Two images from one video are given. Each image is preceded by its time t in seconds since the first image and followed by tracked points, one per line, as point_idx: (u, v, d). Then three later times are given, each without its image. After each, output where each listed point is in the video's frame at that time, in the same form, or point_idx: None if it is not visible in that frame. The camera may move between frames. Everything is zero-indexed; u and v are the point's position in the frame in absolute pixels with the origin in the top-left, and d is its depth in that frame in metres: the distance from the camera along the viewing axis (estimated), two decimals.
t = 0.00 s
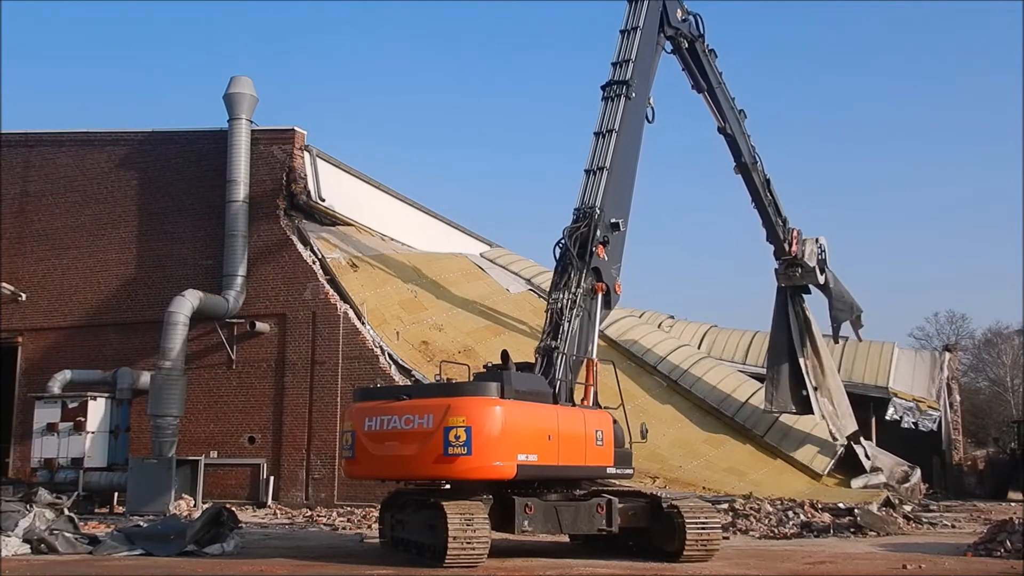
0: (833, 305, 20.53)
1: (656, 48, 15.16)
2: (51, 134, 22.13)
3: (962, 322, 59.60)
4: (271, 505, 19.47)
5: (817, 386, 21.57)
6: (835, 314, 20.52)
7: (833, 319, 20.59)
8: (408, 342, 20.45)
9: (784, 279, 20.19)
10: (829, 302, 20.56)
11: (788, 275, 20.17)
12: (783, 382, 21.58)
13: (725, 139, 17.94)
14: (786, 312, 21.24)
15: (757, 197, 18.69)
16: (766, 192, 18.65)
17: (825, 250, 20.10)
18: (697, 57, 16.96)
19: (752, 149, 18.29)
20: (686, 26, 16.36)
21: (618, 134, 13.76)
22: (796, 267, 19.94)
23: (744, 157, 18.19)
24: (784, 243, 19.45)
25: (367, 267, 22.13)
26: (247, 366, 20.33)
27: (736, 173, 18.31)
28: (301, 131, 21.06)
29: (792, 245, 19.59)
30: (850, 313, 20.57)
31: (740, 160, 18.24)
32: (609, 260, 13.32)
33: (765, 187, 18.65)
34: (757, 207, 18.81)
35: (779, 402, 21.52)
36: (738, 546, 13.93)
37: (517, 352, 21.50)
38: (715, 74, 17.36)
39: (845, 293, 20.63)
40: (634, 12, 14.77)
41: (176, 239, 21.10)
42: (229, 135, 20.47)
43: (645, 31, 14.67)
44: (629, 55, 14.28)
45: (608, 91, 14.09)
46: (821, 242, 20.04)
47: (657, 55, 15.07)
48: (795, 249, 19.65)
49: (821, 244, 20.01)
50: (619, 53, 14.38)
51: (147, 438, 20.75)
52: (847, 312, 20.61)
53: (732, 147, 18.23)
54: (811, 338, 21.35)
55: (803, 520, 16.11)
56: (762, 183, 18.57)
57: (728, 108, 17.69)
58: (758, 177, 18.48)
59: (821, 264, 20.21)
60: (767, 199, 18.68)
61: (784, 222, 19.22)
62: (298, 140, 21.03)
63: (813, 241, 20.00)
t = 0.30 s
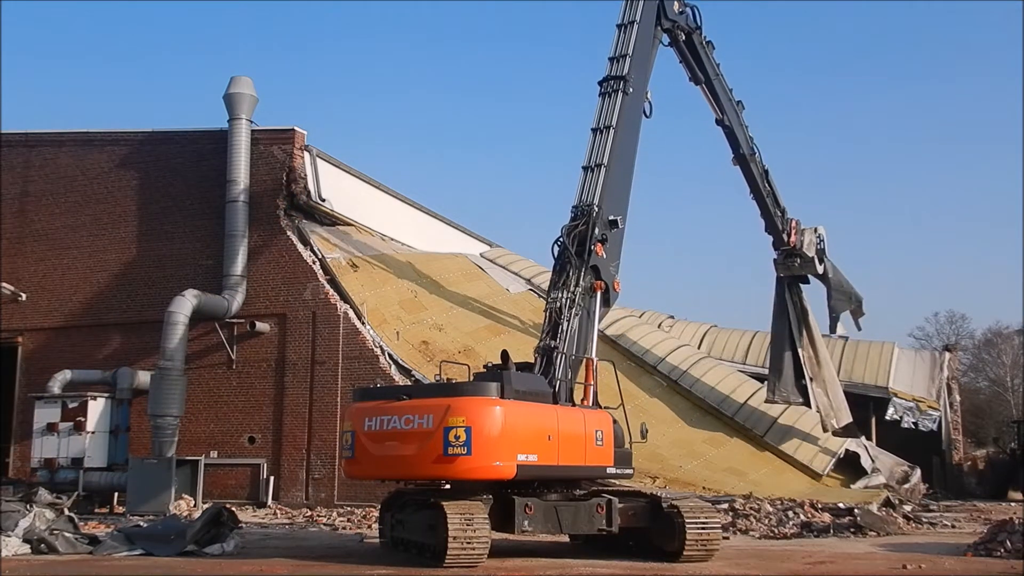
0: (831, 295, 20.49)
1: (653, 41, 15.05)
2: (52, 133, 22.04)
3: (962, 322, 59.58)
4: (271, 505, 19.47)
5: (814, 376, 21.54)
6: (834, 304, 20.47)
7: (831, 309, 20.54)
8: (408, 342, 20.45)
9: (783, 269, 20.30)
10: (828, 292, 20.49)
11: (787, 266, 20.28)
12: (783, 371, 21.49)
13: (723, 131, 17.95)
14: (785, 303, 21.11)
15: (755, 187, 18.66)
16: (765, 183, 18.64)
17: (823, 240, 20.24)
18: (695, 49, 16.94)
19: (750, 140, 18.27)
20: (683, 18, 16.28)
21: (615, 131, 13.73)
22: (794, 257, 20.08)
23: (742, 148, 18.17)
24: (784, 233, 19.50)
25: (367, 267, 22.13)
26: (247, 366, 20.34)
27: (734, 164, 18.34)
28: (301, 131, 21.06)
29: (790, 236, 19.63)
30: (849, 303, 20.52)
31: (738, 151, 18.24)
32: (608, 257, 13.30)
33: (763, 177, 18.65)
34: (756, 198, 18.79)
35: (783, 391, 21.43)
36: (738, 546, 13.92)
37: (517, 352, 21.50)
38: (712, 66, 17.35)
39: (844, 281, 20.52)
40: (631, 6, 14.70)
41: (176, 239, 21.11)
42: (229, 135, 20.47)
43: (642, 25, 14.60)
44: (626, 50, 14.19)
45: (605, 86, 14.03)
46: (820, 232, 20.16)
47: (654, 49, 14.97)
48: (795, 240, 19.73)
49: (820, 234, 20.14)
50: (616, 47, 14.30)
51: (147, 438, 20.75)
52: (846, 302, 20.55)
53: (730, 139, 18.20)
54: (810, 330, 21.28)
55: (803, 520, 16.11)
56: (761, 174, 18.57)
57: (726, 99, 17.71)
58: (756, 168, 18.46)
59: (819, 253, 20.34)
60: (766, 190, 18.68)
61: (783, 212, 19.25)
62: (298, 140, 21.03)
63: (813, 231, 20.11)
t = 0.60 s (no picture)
0: (828, 284, 20.14)
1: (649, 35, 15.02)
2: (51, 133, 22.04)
3: (962, 322, 59.58)
4: (271, 505, 19.47)
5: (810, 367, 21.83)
6: (830, 293, 20.13)
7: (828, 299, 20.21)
8: (408, 342, 20.45)
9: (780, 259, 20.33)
10: (825, 281, 20.13)
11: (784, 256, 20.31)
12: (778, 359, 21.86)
13: (719, 122, 18.23)
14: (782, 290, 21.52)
15: (753, 178, 18.88)
16: (761, 174, 18.82)
17: (820, 229, 20.12)
18: (690, 41, 17.08)
19: (747, 131, 18.46)
20: (678, 11, 16.35)
21: (612, 127, 13.73)
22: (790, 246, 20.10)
23: (738, 139, 18.31)
24: (779, 223, 19.65)
25: (367, 267, 22.13)
26: (247, 366, 20.34)
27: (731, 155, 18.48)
28: (301, 130, 21.06)
29: (788, 226, 19.69)
30: (846, 291, 20.11)
31: (735, 142, 18.37)
32: (606, 255, 13.29)
33: (760, 168, 18.87)
34: (753, 188, 19.02)
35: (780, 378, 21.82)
36: (738, 546, 13.92)
37: (517, 352, 21.51)
38: (709, 58, 17.54)
39: (841, 270, 20.17)
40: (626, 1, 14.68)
41: (176, 239, 21.12)
42: (229, 135, 20.47)
43: (638, 19, 14.57)
44: (622, 45, 14.17)
45: (601, 81, 14.05)
46: (818, 222, 20.15)
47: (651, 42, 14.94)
48: (792, 229, 19.75)
49: (818, 225, 20.12)
50: (612, 42, 14.28)
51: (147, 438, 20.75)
52: (844, 292, 20.15)
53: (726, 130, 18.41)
54: (807, 319, 21.60)
55: (803, 520, 16.11)
56: (757, 164, 18.75)
57: (722, 91, 17.92)
58: (753, 159, 18.66)
59: (816, 243, 20.19)
60: (763, 180, 18.91)
61: (779, 202, 19.53)
62: (298, 140, 21.02)
63: (810, 220, 20.06)
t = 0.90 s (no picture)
0: (823, 272, 17.40)
1: (645, 27, 14.82)
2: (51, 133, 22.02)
3: (962, 322, 59.63)
4: (271, 505, 19.47)
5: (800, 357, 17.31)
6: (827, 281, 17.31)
7: (824, 287, 17.36)
8: (408, 342, 20.45)
9: (776, 249, 17.29)
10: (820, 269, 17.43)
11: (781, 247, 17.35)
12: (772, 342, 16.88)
13: (715, 113, 17.02)
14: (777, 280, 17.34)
15: (748, 168, 17.23)
16: (758, 163, 17.22)
17: (818, 218, 17.57)
18: (686, 31, 16.36)
19: (743, 120, 17.12)
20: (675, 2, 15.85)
21: (608, 123, 13.58)
22: (786, 234, 17.24)
23: (734, 128, 16.99)
24: (775, 213, 17.44)
25: (367, 267, 22.11)
26: (247, 366, 20.34)
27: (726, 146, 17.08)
28: (301, 131, 21.06)
29: (784, 215, 17.38)
30: (842, 279, 17.41)
31: (730, 132, 17.04)
32: (605, 252, 13.24)
33: (756, 158, 17.26)
34: (748, 180, 17.35)
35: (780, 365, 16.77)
36: (738, 546, 13.92)
37: (517, 352, 21.52)
38: (704, 47, 16.65)
39: (838, 256, 17.48)
40: None
41: (176, 240, 21.11)
42: (229, 135, 20.46)
43: (634, 12, 14.44)
44: (618, 39, 14.07)
45: (597, 77, 13.91)
46: (814, 211, 17.60)
47: (648, 37, 14.77)
48: (787, 218, 17.35)
49: (814, 212, 17.54)
50: (608, 37, 14.17)
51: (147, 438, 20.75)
52: (840, 280, 17.42)
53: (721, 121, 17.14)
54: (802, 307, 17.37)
55: (803, 520, 16.11)
56: (754, 154, 17.20)
57: (718, 81, 16.85)
58: (749, 149, 17.13)
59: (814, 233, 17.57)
60: (759, 170, 17.25)
61: (775, 191, 17.52)
62: (298, 140, 21.02)
63: (805, 208, 17.53)
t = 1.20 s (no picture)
0: (818, 260, 17.08)
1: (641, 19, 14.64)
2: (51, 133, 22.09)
3: (962, 322, 59.67)
4: (271, 505, 19.47)
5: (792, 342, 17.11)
6: (822, 268, 16.98)
7: (818, 274, 17.07)
8: (408, 342, 20.45)
9: (771, 237, 17.09)
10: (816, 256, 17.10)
11: (777, 235, 17.13)
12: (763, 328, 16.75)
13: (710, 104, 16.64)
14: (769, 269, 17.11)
15: (744, 158, 16.89)
16: (754, 153, 16.89)
17: (814, 205, 17.31)
18: (680, 23, 16.08)
19: (738, 110, 16.83)
20: None
21: (605, 118, 13.55)
22: (782, 222, 17.01)
23: (730, 118, 16.72)
24: (772, 202, 17.08)
25: (367, 267, 22.10)
26: (247, 366, 20.34)
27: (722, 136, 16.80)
28: (301, 131, 21.07)
29: (781, 204, 17.12)
30: (838, 266, 17.06)
31: (726, 122, 16.78)
32: (603, 250, 13.21)
33: (753, 147, 16.91)
34: (744, 169, 16.99)
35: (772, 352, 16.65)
36: (738, 546, 13.92)
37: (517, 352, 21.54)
38: (699, 38, 16.32)
39: (833, 244, 17.22)
40: None
41: (176, 239, 21.10)
42: (229, 135, 20.46)
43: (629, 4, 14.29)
44: (613, 33, 13.98)
45: (593, 71, 13.85)
46: (810, 199, 17.40)
47: (644, 29, 14.66)
48: (784, 207, 17.10)
49: (810, 201, 17.30)
50: (603, 30, 14.08)
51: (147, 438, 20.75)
52: (836, 267, 17.10)
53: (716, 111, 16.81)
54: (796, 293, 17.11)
55: (803, 520, 16.11)
56: (750, 145, 16.88)
57: (713, 71, 16.48)
58: (745, 139, 16.84)
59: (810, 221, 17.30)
60: (755, 160, 16.89)
61: (772, 179, 17.07)
62: (298, 140, 21.03)
63: (801, 197, 17.31)
